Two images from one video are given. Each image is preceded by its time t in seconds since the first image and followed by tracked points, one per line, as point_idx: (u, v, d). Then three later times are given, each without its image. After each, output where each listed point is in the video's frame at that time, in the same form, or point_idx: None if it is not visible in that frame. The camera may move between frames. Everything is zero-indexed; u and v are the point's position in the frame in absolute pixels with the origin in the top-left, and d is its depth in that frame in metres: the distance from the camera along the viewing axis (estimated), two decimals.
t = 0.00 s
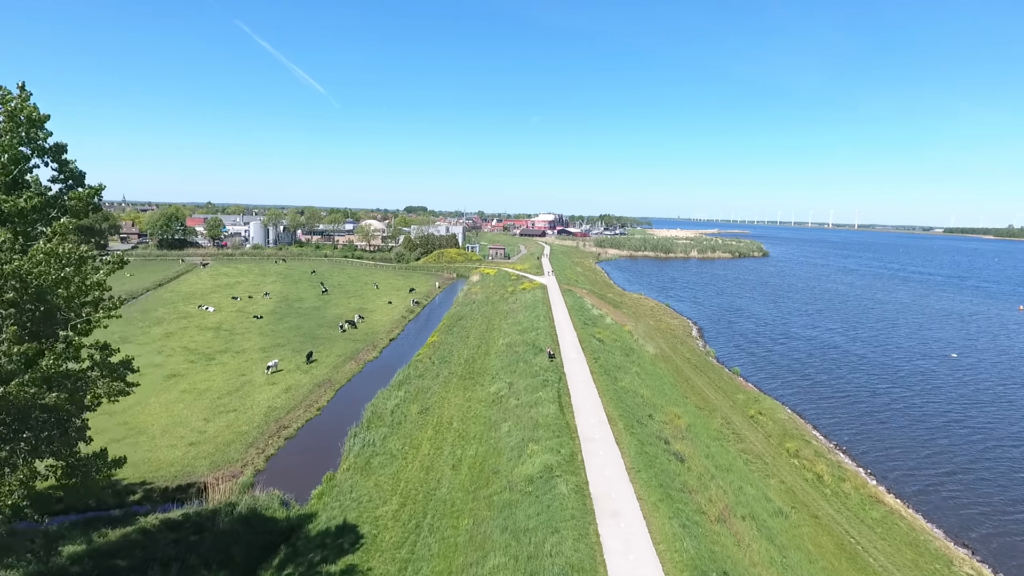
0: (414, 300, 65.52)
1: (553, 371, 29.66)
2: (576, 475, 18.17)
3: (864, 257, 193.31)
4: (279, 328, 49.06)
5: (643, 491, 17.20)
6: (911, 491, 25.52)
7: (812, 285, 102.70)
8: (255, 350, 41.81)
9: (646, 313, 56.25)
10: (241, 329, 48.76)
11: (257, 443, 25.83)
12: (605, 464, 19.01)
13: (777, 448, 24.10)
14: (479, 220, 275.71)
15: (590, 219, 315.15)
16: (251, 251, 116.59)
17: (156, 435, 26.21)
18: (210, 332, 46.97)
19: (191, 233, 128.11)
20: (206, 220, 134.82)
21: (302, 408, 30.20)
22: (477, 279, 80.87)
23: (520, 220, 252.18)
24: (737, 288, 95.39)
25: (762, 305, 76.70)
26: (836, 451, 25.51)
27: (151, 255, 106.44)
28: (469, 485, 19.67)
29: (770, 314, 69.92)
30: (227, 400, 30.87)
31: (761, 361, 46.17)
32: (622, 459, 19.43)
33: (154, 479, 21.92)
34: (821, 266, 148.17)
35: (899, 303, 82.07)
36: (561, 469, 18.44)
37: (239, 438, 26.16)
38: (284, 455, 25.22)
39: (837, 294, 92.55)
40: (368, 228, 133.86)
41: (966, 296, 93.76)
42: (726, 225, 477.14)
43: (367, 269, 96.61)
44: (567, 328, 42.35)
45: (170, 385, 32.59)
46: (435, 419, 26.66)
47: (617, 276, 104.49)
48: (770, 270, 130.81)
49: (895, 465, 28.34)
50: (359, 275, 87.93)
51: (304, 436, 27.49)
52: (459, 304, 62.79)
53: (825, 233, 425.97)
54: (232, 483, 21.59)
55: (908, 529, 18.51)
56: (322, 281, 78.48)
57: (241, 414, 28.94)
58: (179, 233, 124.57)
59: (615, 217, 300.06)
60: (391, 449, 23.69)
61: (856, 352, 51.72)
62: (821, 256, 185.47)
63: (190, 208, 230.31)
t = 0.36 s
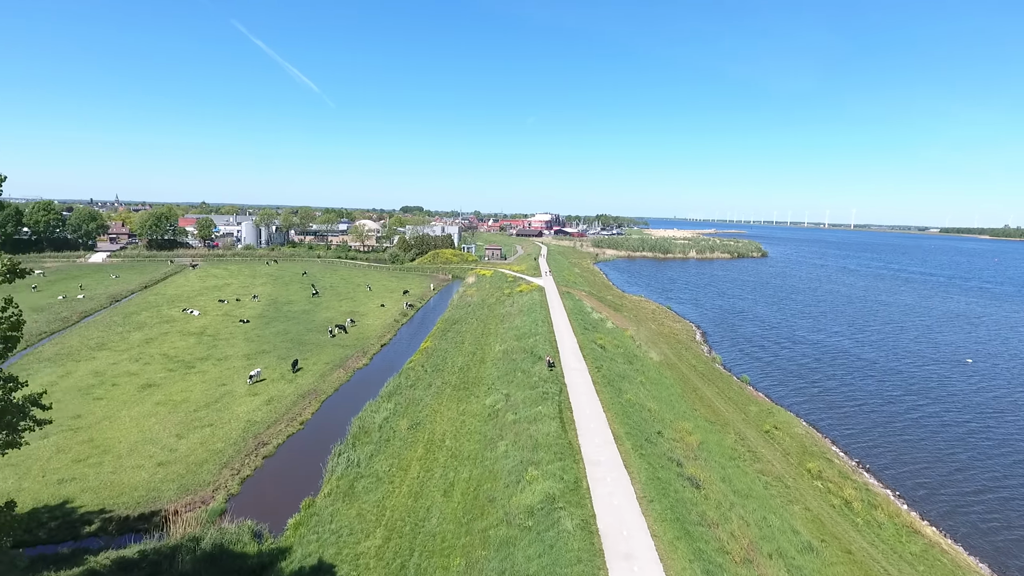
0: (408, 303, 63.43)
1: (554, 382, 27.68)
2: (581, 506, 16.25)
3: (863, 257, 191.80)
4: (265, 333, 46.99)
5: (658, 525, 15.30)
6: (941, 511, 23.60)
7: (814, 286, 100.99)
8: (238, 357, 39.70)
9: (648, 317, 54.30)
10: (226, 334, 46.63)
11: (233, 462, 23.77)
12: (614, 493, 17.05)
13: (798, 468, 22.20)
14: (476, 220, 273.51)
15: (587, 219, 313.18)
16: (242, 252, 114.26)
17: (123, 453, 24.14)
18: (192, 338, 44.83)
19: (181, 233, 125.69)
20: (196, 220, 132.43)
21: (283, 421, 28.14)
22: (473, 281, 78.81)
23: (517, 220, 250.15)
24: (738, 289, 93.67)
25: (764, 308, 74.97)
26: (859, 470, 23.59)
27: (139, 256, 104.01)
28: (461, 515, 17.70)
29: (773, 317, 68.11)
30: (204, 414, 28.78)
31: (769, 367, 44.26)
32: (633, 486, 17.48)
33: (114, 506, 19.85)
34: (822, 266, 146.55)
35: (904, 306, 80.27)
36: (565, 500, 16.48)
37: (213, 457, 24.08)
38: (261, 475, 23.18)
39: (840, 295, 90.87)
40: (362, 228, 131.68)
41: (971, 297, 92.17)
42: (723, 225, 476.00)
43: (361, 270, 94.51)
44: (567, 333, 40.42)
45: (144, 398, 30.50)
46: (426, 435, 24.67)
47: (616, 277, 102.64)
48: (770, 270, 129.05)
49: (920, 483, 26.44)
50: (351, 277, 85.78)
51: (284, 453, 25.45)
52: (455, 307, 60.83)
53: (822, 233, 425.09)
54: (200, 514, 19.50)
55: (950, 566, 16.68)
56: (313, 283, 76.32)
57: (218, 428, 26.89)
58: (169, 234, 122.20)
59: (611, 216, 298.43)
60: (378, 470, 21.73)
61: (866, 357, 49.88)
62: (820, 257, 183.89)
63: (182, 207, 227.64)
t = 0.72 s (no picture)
0: (402, 305, 61.23)
1: (555, 395, 25.66)
2: (589, 546, 14.28)
3: (864, 257, 190.38)
4: (251, 338, 44.89)
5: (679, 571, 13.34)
6: (980, 538, 21.59)
7: (817, 288, 99.21)
8: (220, 365, 37.51)
9: (651, 321, 52.23)
10: (210, 339, 44.46)
11: (203, 486, 21.66)
12: (625, 529, 15.07)
13: (823, 493, 20.25)
14: (473, 220, 271.50)
15: (585, 220, 311.28)
16: (235, 252, 112.06)
17: (83, 475, 22.09)
18: (174, 344, 42.65)
19: (173, 233, 123.43)
20: (188, 219, 130.15)
21: (262, 438, 26.00)
22: (470, 283, 76.81)
23: (514, 220, 248.02)
24: (740, 290, 91.88)
25: (769, 310, 73.11)
26: (888, 493, 21.61)
27: (128, 257, 101.71)
28: (453, 553, 15.71)
29: (778, 320, 66.24)
30: (177, 429, 26.65)
31: (779, 375, 42.25)
32: (645, 521, 15.46)
33: (66, 539, 17.82)
34: (823, 267, 144.97)
35: (911, 308, 78.42)
36: (569, 538, 14.49)
37: (183, 479, 22.03)
38: (233, 501, 21.10)
39: (843, 297, 89.09)
40: (357, 228, 129.47)
41: (977, 298, 90.57)
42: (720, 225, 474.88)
43: (355, 271, 92.41)
44: (567, 339, 38.45)
45: (114, 412, 28.43)
46: (417, 455, 22.65)
47: (616, 278, 100.79)
48: (772, 271, 127.30)
49: (953, 503, 24.43)
50: (344, 279, 83.64)
51: (262, 473, 23.41)
52: (450, 310, 58.87)
53: (820, 233, 424.06)
54: (160, 550, 17.42)
55: None
56: (305, 285, 74.09)
57: (190, 446, 24.78)
58: (160, 233, 119.85)
59: (609, 216, 296.55)
60: (362, 496, 19.73)
61: (878, 364, 47.93)
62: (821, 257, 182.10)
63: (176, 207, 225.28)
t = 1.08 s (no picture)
0: (395, 308, 59.21)
1: (555, 411, 23.70)
2: None
3: (864, 258, 188.67)
4: (235, 344, 42.80)
5: None
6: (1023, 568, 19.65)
7: (821, 289, 97.38)
8: (200, 374, 35.45)
9: (654, 325, 50.29)
10: (192, 345, 42.39)
11: (168, 514, 19.60)
12: None
13: (853, 524, 18.30)
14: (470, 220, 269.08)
15: (583, 220, 309.22)
16: (227, 253, 110.02)
17: (37, 501, 20.06)
18: (154, 350, 40.62)
19: (164, 233, 121.32)
20: (181, 219, 128.04)
21: (238, 456, 23.94)
22: (466, 284, 74.86)
23: (512, 220, 246.11)
24: (742, 292, 90.01)
25: (773, 312, 71.23)
26: (923, 522, 19.69)
27: (117, 257, 99.55)
28: None
29: (784, 323, 64.35)
30: (147, 447, 24.60)
31: (789, 384, 40.31)
32: (661, 564, 13.53)
33: None
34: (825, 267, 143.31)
35: (918, 310, 76.63)
36: None
37: (147, 505, 20.00)
38: (201, 531, 19.07)
39: (848, 299, 87.27)
40: (352, 228, 127.39)
41: (983, 300, 88.86)
42: (719, 225, 473.12)
43: (350, 272, 90.35)
44: (568, 345, 36.45)
45: (81, 427, 26.39)
46: (405, 477, 20.65)
47: (615, 279, 98.89)
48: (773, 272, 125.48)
49: (989, 527, 22.49)
50: (338, 280, 81.56)
51: (236, 497, 21.39)
52: (446, 313, 56.87)
53: (819, 233, 422.83)
54: None
55: None
56: (296, 287, 72.07)
57: (159, 467, 22.74)
58: (151, 234, 117.67)
59: (607, 216, 294.70)
60: (344, 528, 17.76)
61: (891, 371, 46.06)
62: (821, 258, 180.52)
63: (170, 207, 222.98)
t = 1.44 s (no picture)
0: (389, 311, 57.15)
1: (556, 429, 21.70)
2: None
3: (866, 258, 186.85)
4: (219, 350, 40.76)
5: None
6: None
7: (825, 291, 95.56)
8: (179, 383, 33.39)
9: (658, 329, 48.27)
10: (174, 351, 40.33)
11: (126, 548, 17.56)
12: None
13: (891, 562, 16.35)
14: (468, 220, 267.25)
15: (582, 220, 307.33)
16: (220, 253, 107.80)
17: None
18: (133, 358, 38.56)
19: (156, 233, 119.10)
20: (173, 218, 125.79)
21: (210, 478, 21.93)
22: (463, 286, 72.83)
23: (510, 220, 244.05)
24: (746, 294, 88.11)
25: (778, 315, 69.32)
26: (966, 557, 17.75)
27: (106, 258, 97.33)
28: None
29: (790, 327, 62.43)
30: (111, 467, 22.55)
31: (801, 393, 38.36)
32: None
33: None
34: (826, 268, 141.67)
35: (926, 313, 74.83)
36: None
37: (103, 538, 17.96)
38: (162, 567, 17.08)
39: (853, 301, 85.44)
40: (348, 228, 125.26)
41: (991, 302, 87.12)
42: (717, 225, 471.94)
43: (344, 273, 88.21)
44: (569, 351, 34.47)
45: (41, 446, 24.29)
46: (390, 506, 18.62)
47: (615, 281, 96.99)
48: (775, 273, 123.68)
49: None
50: (331, 281, 79.47)
51: (204, 525, 19.37)
52: (442, 317, 54.85)
53: (819, 233, 421.15)
54: None
55: None
56: (288, 289, 69.96)
57: (121, 492, 20.70)
58: (142, 234, 115.38)
59: (606, 216, 292.98)
60: (320, 569, 15.75)
61: (905, 379, 44.10)
62: (822, 258, 178.93)
63: (165, 207, 220.58)
